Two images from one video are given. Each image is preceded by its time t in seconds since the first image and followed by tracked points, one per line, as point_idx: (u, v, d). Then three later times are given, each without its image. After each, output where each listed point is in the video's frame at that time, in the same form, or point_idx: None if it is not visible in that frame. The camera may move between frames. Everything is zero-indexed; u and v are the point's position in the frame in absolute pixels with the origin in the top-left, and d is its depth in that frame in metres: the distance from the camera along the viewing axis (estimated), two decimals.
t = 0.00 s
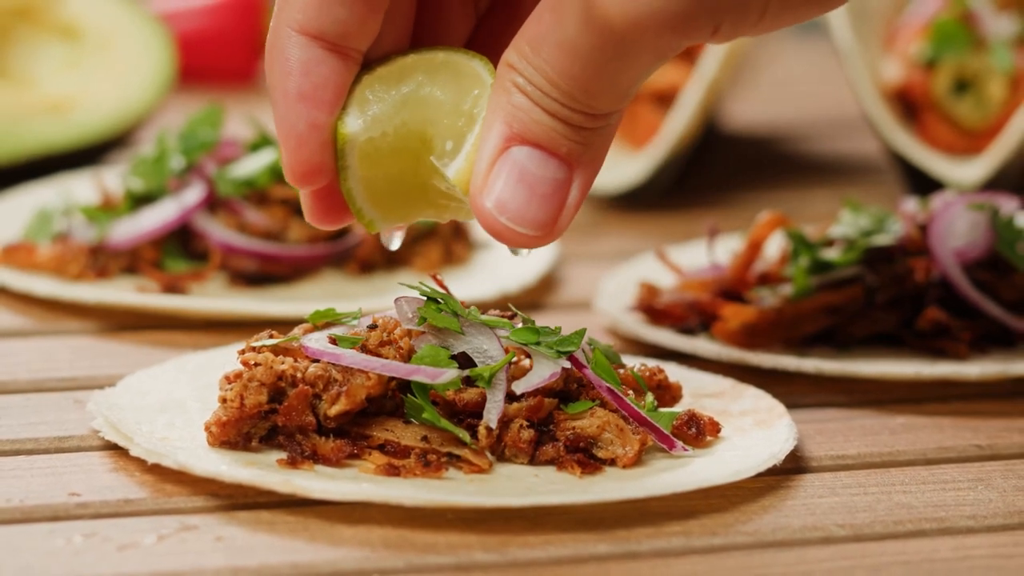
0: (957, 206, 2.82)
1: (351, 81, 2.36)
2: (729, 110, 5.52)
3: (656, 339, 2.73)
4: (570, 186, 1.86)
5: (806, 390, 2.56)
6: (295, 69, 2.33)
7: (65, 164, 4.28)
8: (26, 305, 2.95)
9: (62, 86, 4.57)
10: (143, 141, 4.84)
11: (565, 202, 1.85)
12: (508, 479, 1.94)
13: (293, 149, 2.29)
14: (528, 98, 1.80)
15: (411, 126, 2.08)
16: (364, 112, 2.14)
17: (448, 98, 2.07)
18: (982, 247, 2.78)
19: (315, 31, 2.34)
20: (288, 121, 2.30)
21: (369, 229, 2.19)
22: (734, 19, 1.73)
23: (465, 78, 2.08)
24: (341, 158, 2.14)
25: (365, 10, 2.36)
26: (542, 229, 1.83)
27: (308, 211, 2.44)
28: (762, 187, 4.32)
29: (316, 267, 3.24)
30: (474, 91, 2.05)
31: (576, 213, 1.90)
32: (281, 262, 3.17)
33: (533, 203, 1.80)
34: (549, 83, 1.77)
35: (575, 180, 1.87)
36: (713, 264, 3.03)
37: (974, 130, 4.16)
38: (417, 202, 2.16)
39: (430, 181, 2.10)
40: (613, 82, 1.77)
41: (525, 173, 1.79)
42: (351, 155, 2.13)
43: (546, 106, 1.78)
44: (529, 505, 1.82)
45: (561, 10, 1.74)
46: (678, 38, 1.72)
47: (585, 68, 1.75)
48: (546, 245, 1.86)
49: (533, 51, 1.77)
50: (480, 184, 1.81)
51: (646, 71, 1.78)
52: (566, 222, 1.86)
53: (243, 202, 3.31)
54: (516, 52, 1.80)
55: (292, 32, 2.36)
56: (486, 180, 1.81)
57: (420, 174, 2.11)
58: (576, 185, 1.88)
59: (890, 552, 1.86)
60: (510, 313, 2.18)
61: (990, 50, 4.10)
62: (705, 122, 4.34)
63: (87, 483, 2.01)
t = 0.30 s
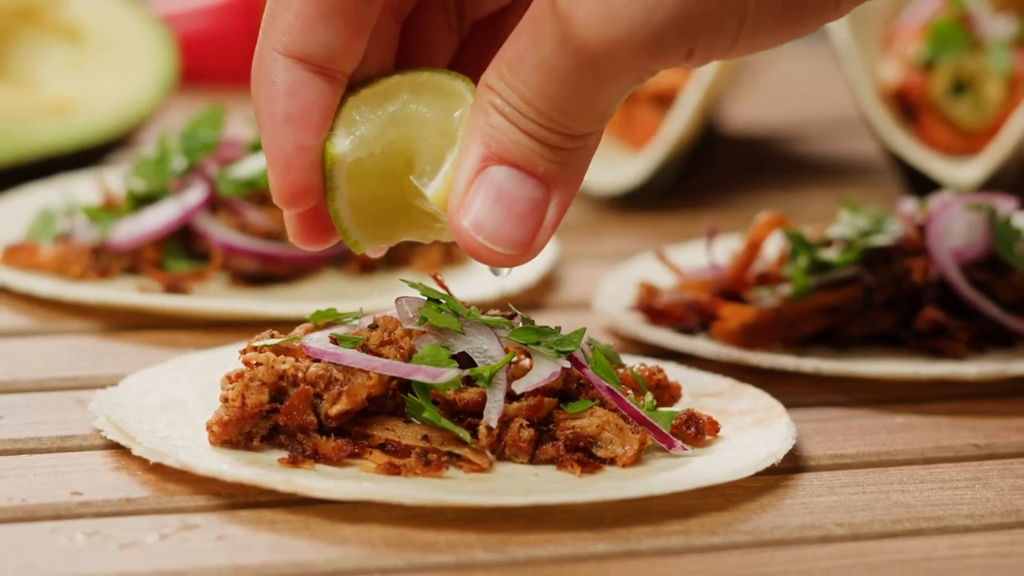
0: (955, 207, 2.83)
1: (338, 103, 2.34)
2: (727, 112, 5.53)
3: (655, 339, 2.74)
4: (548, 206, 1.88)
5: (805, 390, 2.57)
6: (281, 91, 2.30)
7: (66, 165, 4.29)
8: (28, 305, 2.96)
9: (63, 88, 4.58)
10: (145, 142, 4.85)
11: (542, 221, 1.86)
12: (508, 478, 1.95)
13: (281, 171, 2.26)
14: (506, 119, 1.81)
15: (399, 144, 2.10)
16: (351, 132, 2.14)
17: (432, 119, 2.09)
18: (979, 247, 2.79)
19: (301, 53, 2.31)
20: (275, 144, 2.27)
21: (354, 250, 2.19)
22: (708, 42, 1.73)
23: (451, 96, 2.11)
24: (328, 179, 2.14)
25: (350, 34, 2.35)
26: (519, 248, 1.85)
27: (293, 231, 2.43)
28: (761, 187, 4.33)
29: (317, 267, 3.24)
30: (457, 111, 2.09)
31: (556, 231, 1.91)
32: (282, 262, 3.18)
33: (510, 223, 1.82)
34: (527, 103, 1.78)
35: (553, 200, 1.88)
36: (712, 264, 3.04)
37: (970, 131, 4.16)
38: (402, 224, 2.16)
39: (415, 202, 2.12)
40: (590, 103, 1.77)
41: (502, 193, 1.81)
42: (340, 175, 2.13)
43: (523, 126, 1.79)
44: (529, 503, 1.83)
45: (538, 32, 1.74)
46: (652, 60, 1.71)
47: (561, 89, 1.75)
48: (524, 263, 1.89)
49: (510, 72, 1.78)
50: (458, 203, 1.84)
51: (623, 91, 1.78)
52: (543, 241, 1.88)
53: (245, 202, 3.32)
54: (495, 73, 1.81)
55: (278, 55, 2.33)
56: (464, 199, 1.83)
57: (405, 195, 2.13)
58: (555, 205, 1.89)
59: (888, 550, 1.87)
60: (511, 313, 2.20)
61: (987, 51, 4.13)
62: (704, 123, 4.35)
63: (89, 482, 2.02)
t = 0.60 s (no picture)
0: (953, 207, 2.84)
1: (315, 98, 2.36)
2: (726, 113, 5.53)
3: (654, 339, 2.75)
4: (517, 202, 1.92)
5: (803, 389, 2.58)
6: (259, 85, 2.32)
7: (68, 166, 4.31)
8: (30, 305, 2.98)
9: (67, 89, 4.60)
10: (147, 143, 4.87)
11: (509, 217, 1.91)
12: (508, 477, 1.96)
13: (258, 164, 2.27)
14: (477, 116, 1.85)
15: (376, 140, 2.12)
16: (328, 126, 2.15)
17: (406, 115, 2.11)
18: (976, 247, 2.81)
19: (278, 48, 2.33)
20: (252, 138, 2.28)
21: (326, 245, 2.21)
22: (679, 43, 1.75)
23: (427, 92, 2.14)
24: (306, 173, 2.15)
25: (328, 30, 2.37)
26: (486, 242, 1.89)
27: (266, 229, 2.44)
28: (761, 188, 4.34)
29: (319, 268, 3.25)
30: (431, 108, 2.11)
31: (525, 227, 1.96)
32: (284, 263, 3.18)
33: (478, 219, 1.87)
34: (498, 102, 1.82)
35: (522, 197, 1.92)
36: (712, 265, 3.06)
37: (968, 131, 4.17)
38: (374, 221, 2.20)
39: (389, 199, 2.15)
40: (560, 103, 1.81)
41: (471, 189, 1.85)
42: (316, 169, 2.14)
43: (493, 124, 1.84)
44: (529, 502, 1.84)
45: (511, 31, 1.77)
46: (622, 59, 1.74)
47: (532, 89, 1.79)
48: (491, 258, 1.93)
49: (483, 71, 1.82)
50: (428, 198, 1.88)
51: (593, 91, 1.82)
52: (510, 237, 1.93)
53: (246, 203, 3.33)
54: (468, 71, 1.85)
55: (255, 49, 2.34)
56: (434, 194, 1.88)
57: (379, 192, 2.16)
58: (524, 201, 1.93)
59: (886, 549, 1.88)
60: (511, 312, 2.21)
61: (986, 52, 4.13)
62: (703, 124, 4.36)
63: (91, 481, 2.03)
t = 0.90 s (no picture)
0: (950, 207, 2.85)
1: (272, 78, 2.38)
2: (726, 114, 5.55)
3: (654, 338, 2.76)
4: (466, 184, 1.98)
5: (801, 389, 2.60)
6: (216, 64, 2.35)
7: (70, 167, 4.32)
8: (32, 304, 2.99)
9: (68, 91, 4.62)
10: (148, 144, 4.88)
11: (458, 199, 1.96)
12: (508, 476, 1.98)
13: (214, 142, 2.30)
14: (429, 98, 1.90)
15: (332, 118, 2.16)
16: (285, 105, 2.20)
17: (361, 95, 2.16)
18: (974, 247, 2.81)
19: (236, 27, 2.35)
20: (208, 115, 2.31)
21: (279, 227, 2.25)
22: (633, 30, 1.85)
23: (382, 74, 2.19)
24: (262, 153, 2.20)
25: (286, 11, 2.39)
26: (434, 223, 1.94)
27: (221, 204, 2.47)
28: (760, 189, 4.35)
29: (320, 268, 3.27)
30: (386, 88, 2.16)
31: (473, 210, 2.01)
32: (284, 263, 3.19)
33: (427, 198, 1.91)
34: (451, 84, 1.88)
35: (471, 179, 1.98)
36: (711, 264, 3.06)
37: (967, 132, 4.19)
38: (326, 204, 2.23)
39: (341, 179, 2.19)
40: (511, 86, 1.88)
41: (421, 170, 1.90)
42: (272, 147, 2.19)
43: (446, 106, 1.89)
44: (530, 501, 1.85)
45: (466, 15, 1.84)
46: (577, 45, 1.83)
47: (485, 72, 1.86)
48: (438, 238, 1.98)
49: (437, 54, 1.88)
50: (379, 177, 1.92)
51: (543, 77, 1.90)
52: (457, 218, 1.98)
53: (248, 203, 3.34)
54: (422, 53, 1.90)
55: (213, 28, 2.37)
56: (385, 173, 1.92)
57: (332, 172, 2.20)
58: (473, 184, 1.99)
59: (884, 547, 1.89)
60: (511, 312, 2.22)
61: (983, 53, 4.15)
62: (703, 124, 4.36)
63: (93, 479, 2.04)
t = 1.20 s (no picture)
0: (948, 207, 2.86)
1: (241, 53, 2.31)
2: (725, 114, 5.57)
3: (652, 338, 2.78)
4: (429, 162, 1.97)
5: (799, 388, 2.61)
6: (185, 39, 2.28)
7: (72, 168, 4.33)
8: (33, 304, 3.01)
9: (68, 90, 4.61)
10: (150, 144, 4.89)
11: (420, 177, 1.94)
12: (508, 475, 1.99)
13: (182, 118, 2.22)
14: (392, 75, 1.89)
15: (299, 94, 2.09)
16: (253, 80, 2.13)
17: (328, 71, 2.09)
18: (972, 247, 2.82)
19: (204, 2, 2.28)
20: (176, 91, 2.24)
21: (248, 204, 2.21)
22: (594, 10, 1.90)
23: (351, 49, 2.13)
24: (231, 128, 2.16)
25: None
26: (396, 200, 1.92)
27: (185, 185, 2.38)
28: (759, 189, 4.36)
29: (322, 268, 3.28)
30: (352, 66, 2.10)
31: (435, 189, 2.00)
32: (286, 263, 3.21)
33: (390, 175, 1.89)
34: (415, 60, 1.87)
35: (433, 158, 1.97)
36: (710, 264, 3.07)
37: (965, 132, 4.20)
38: (295, 181, 2.18)
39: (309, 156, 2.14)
40: (474, 63, 1.89)
41: (384, 146, 1.88)
42: (241, 122, 2.14)
43: (409, 83, 1.89)
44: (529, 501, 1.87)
45: None
46: (539, 23, 1.86)
47: (448, 50, 1.87)
48: (399, 217, 1.96)
49: (401, 30, 1.87)
50: (340, 153, 1.90)
51: (504, 56, 1.92)
52: (419, 197, 1.96)
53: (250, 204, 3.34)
54: (386, 30, 1.90)
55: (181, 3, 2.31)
56: (346, 149, 1.89)
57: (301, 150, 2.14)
58: (435, 162, 1.98)
59: (882, 546, 1.90)
60: (511, 312, 2.22)
61: (981, 54, 4.16)
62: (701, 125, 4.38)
63: (95, 478, 2.06)
